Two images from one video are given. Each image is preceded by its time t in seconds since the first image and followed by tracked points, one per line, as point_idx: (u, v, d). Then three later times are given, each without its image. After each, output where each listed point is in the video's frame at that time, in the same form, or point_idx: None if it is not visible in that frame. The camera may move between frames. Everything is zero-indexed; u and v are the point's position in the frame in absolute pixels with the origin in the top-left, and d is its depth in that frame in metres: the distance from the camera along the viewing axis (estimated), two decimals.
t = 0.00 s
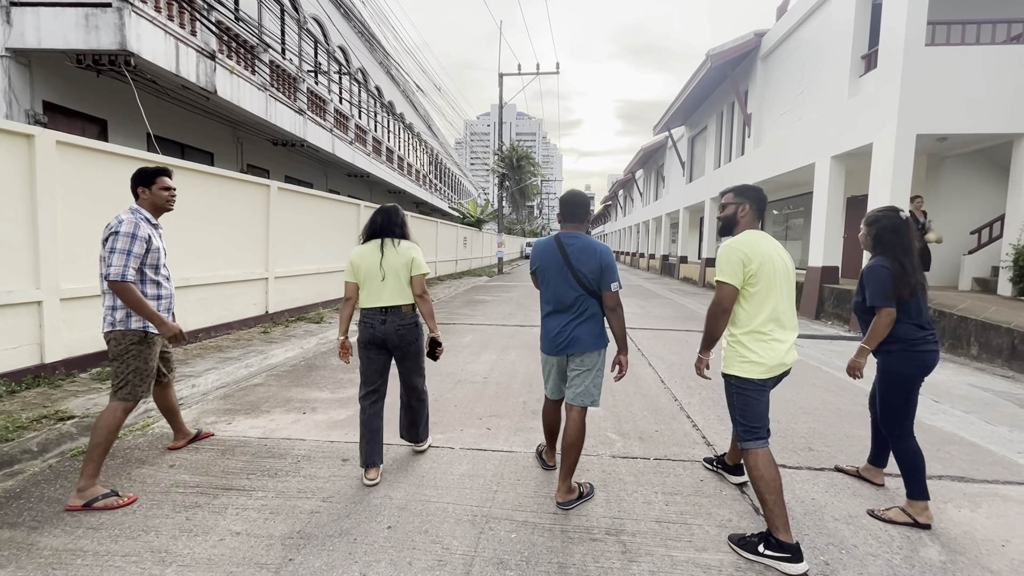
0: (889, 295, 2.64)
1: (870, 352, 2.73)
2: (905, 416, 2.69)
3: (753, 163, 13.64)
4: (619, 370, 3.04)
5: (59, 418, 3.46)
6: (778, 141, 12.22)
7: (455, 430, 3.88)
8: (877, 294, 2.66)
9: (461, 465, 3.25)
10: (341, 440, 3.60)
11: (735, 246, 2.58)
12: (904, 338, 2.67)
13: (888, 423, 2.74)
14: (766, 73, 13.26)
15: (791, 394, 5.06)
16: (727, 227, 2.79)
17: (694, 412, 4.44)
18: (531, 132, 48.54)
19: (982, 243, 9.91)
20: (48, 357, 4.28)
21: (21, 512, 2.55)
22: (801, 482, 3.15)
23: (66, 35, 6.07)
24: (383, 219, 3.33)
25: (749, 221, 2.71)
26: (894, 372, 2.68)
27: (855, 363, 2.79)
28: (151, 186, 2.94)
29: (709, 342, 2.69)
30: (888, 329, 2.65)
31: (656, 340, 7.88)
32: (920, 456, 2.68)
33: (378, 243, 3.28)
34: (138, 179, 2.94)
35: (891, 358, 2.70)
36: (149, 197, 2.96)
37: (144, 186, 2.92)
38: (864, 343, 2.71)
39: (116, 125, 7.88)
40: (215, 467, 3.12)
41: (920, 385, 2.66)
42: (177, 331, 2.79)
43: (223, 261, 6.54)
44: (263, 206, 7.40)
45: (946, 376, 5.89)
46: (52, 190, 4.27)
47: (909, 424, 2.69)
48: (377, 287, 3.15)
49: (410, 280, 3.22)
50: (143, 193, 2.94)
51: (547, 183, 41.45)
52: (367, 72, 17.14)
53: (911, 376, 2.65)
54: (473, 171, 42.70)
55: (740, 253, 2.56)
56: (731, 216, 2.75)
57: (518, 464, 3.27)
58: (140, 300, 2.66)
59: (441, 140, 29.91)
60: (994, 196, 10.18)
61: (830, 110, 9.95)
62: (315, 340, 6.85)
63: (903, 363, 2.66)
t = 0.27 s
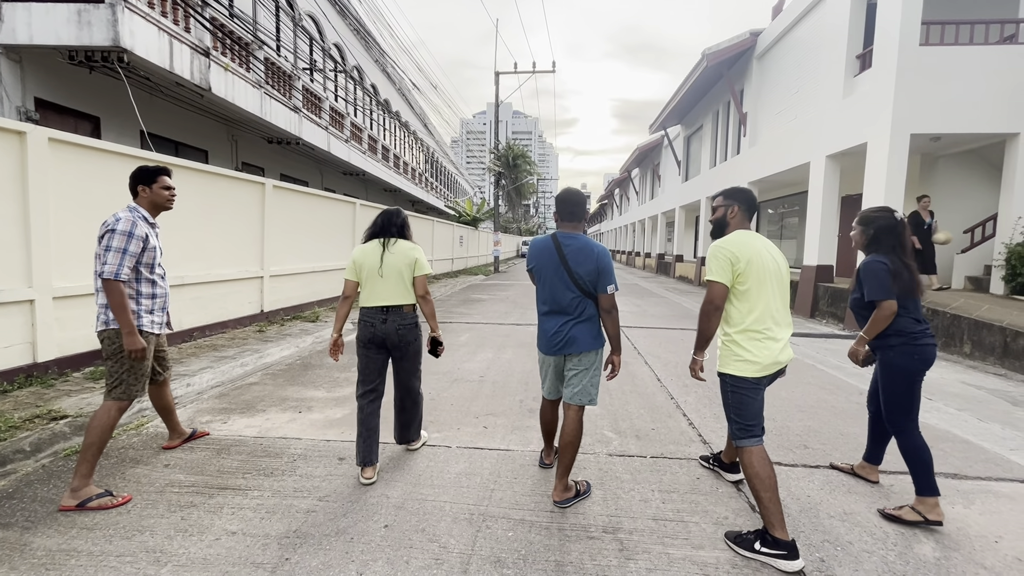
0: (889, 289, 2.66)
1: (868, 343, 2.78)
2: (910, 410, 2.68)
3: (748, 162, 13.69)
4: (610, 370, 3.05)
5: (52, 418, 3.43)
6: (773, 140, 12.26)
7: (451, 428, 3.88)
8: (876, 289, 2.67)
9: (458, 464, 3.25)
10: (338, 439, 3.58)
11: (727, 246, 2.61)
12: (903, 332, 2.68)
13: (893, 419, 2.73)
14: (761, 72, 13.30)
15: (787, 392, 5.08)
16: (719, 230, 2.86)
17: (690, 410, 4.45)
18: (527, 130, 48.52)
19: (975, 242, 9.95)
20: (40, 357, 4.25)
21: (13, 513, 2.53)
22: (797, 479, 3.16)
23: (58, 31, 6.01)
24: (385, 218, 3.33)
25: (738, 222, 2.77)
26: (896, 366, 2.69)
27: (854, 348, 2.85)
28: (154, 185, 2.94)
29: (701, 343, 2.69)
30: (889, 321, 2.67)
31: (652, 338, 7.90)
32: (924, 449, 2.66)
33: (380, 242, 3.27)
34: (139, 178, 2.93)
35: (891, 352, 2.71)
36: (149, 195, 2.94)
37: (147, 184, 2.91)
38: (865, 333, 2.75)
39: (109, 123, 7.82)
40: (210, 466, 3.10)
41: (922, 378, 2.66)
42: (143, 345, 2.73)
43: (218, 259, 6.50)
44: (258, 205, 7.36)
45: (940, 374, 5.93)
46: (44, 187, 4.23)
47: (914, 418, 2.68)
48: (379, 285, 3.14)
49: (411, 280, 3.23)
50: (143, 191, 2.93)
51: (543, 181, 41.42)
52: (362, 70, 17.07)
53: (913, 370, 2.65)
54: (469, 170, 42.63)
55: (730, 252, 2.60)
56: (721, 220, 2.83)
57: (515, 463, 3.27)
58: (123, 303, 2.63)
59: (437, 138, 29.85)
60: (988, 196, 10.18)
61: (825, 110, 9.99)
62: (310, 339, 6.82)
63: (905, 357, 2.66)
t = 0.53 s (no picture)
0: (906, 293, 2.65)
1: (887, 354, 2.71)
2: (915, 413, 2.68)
3: (742, 162, 13.75)
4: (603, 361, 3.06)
5: (44, 419, 3.40)
6: (767, 140, 12.32)
7: (448, 428, 3.87)
8: (894, 292, 2.66)
9: (455, 463, 3.24)
10: (334, 439, 3.57)
11: (719, 245, 2.63)
12: (913, 336, 2.69)
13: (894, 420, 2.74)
14: (756, 72, 13.36)
15: (782, 390, 5.11)
16: (704, 236, 2.96)
17: (686, 408, 4.47)
18: (522, 130, 48.53)
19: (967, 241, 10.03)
20: (32, 357, 4.21)
21: (6, 514, 2.50)
22: (792, 477, 3.18)
23: (50, 29, 5.96)
24: (397, 217, 3.32)
25: (722, 225, 2.86)
26: (902, 370, 2.69)
27: (872, 366, 2.74)
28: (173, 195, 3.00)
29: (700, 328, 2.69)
30: (903, 326, 2.66)
31: (648, 337, 7.92)
32: (925, 452, 2.65)
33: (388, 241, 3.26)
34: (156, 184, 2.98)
35: (897, 356, 2.71)
36: (163, 203, 3.00)
37: (166, 193, 2.98)
38: (883, 343, 2.70)
39: (101, 121, 7.75)
40: (205, 466, 3.08)
41: (928, 385, 2.67)
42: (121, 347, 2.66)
43: (212, 259, 6.46)
44: (252, 204, 7.32)
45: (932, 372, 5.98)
46: (35, 186, 4.19)
47: (917, 421, 2.68)
48: (387, 283, 3.13)
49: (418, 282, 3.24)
50: (157, 197, 2.98)
51: (538, 181, 41.45)
52: (357, 69, 17.01)
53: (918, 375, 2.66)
54: (464, 169, 42.60)
55: (723, 249, 2.61)
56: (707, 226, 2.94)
57: (512, 462, 3.27)
58: (113, 302, 2.60)
59: (433, 137, 29.79)
60: (978, 196, 10.29)
61: (818, 110, 10.05)
62: (305, 338, 6.80)
63: (911, 363, 2.67)
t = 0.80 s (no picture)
0: (915, 296, 2.61)
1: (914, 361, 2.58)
2: (912, 414, 2.69)
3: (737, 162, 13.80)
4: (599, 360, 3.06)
5: (35, 421, 3.37)
6: (761, 140, 12.38)
7: (443, 428, 3.86)
8: (905, 295, 2.62)
9: (450, 464, 3.23)
10: (329, 439, 3.56)
11: (714, 244, 2.65)
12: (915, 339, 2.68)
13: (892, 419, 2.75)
14: (750, 72, 13.41)
15: (776, 389, 5.13)
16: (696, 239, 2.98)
17: (681, 408, 4.48)
18: (517, 129, 48.53)
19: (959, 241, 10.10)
20: (23, 358, 4.17)
21: None
22: (786, 476, 3.19)
23: (40, 27, 5.90)
24: (395, 218, 3.33)
25: (712, 227, 2.86)
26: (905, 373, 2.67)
27: (906, 375, 2.59)
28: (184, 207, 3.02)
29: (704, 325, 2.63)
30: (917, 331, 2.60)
31: (643, 337, 7.93)
32: (917, 452, 2.67)
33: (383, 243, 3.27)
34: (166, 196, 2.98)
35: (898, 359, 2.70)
36: (174, 215, 3.00)
37: (177, 206, 2.99)
38: (907, 349, 2.58)
39: (92, 120, 7.69)
40: (199, 468, 3.06)
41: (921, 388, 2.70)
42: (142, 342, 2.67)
43: (206, 259, 6.42)
44: (246, 204, 7.27)
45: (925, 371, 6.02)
46: (25, 185, 4.15)
47: (915, 422, 2.69)
48: (381, 284, 3.13)
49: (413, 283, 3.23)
50: (168, 209, 2.98)
51: (534, 181, 41.49)
52: (351, 68, 16.95)
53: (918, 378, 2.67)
54: (460, 169, 42.56)
55: (717, 249, 2.63)
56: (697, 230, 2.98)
57: (507, 462, 3.27)
58: (123, 302, 2.57)
59: (428, 137, 29.75)
60: (969, 196, 10.37)
61: (812, 110, 10.10)
62: (300, 339, 6.77)
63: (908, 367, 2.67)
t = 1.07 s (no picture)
0: (897, 295, 2.64)
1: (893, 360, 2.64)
2: (899, 413, 2.71)
3: (732, 162, 13.86)
4: (596, 359, 3.05)
5: (28, 423, 3.34)
6: (756, 141, 12.43)
7: (440, 429, 3.85)
8: (886, 294, 2.65)
9: (447, 465, 3.23)
10: (324, 441, 3.55)
11: (712, 242, 2.66)
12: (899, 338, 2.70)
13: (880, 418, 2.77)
14: (745, 73, 13.46)
15: (772, 388, 5.15)
16: (693, 238, 2.98)
17: (677, 408, 4.49)
18: (513, 130, 48.53)
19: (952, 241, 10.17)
20: (15, 361, 4.13)
21: None
22: (782, 475, 3.20)
23: (33, 27, 5.87)
24: (393, 221, 3.35)
25: (709, 226, 2.88)
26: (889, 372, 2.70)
27: (883, 374, 2.64)
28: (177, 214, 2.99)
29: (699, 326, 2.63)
30: (898, 331, 2.64)
31: (639, 337, 7.95)
32: (912, 453, 2.68)
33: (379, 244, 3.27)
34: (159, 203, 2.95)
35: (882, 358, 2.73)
36: (166, 223, 2.97)
37: (170, 214, 2.96)
38: (885, 348, 2.65)
39: (85, 121, 7.64)
40: (193, 471, 3.04)
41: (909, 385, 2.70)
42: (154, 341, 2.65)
43: (201, 260, 6.39)
44: (241, 205, 7.24)
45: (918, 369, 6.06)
46: (17, 186, 4.12)
47: (903, 421, 2.71)
48: (376, 285, 3.12)
49: (409, 285, 3.23)
50: (160, 217, 2.95)
51: (530, 182, 41.51)
52: (347, 69, 16.92)
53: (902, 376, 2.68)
54: (456, 170, 42.56)
55: (714, 246, 2.64)
56: (693, 228, 2.95)
57: (504, 463, 3.27)
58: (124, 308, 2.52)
59: (424, 137, 29.72)
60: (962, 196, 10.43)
61: (806, 111, 10.15)
62: (296, 340, 6.75)
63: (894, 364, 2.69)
